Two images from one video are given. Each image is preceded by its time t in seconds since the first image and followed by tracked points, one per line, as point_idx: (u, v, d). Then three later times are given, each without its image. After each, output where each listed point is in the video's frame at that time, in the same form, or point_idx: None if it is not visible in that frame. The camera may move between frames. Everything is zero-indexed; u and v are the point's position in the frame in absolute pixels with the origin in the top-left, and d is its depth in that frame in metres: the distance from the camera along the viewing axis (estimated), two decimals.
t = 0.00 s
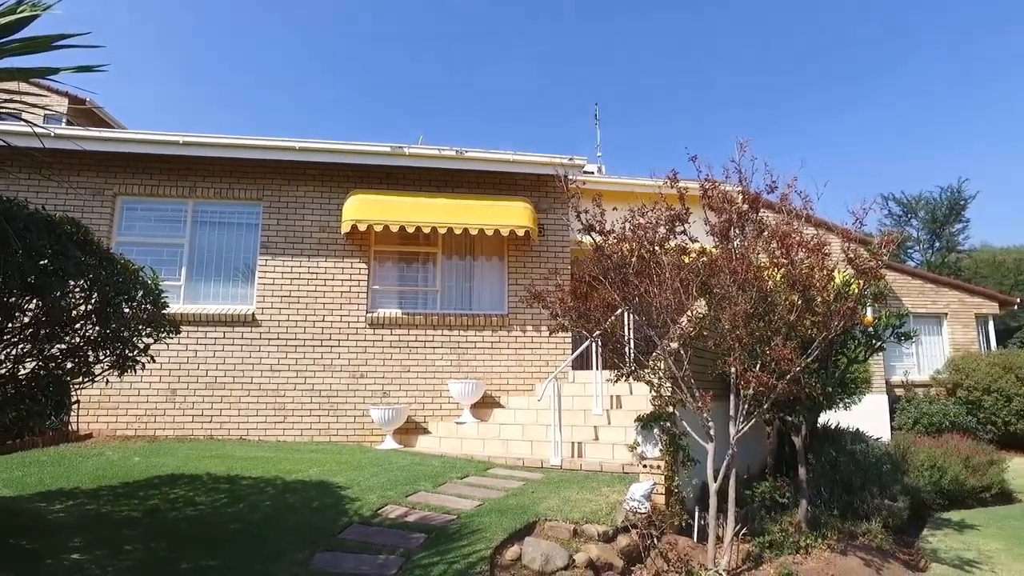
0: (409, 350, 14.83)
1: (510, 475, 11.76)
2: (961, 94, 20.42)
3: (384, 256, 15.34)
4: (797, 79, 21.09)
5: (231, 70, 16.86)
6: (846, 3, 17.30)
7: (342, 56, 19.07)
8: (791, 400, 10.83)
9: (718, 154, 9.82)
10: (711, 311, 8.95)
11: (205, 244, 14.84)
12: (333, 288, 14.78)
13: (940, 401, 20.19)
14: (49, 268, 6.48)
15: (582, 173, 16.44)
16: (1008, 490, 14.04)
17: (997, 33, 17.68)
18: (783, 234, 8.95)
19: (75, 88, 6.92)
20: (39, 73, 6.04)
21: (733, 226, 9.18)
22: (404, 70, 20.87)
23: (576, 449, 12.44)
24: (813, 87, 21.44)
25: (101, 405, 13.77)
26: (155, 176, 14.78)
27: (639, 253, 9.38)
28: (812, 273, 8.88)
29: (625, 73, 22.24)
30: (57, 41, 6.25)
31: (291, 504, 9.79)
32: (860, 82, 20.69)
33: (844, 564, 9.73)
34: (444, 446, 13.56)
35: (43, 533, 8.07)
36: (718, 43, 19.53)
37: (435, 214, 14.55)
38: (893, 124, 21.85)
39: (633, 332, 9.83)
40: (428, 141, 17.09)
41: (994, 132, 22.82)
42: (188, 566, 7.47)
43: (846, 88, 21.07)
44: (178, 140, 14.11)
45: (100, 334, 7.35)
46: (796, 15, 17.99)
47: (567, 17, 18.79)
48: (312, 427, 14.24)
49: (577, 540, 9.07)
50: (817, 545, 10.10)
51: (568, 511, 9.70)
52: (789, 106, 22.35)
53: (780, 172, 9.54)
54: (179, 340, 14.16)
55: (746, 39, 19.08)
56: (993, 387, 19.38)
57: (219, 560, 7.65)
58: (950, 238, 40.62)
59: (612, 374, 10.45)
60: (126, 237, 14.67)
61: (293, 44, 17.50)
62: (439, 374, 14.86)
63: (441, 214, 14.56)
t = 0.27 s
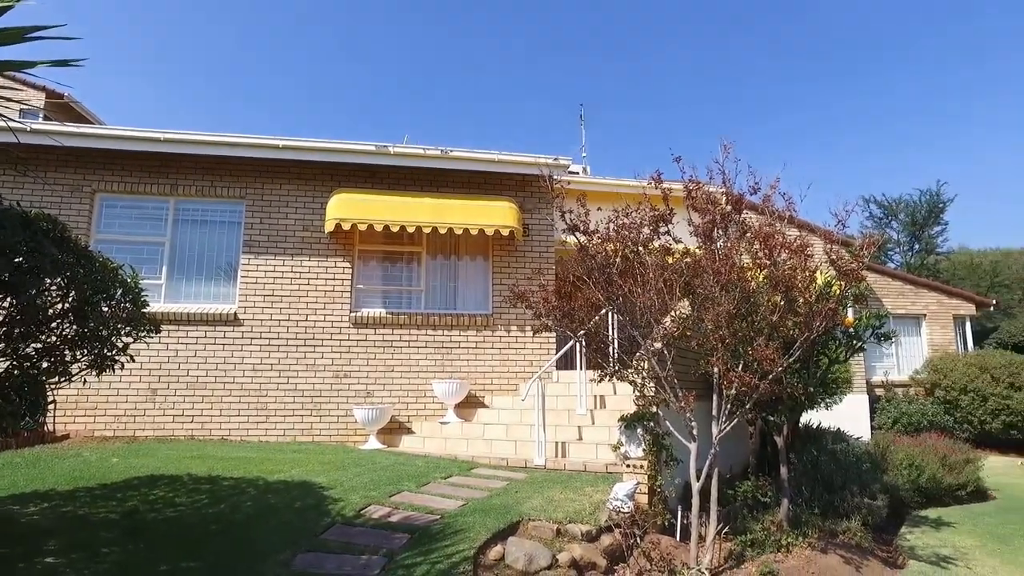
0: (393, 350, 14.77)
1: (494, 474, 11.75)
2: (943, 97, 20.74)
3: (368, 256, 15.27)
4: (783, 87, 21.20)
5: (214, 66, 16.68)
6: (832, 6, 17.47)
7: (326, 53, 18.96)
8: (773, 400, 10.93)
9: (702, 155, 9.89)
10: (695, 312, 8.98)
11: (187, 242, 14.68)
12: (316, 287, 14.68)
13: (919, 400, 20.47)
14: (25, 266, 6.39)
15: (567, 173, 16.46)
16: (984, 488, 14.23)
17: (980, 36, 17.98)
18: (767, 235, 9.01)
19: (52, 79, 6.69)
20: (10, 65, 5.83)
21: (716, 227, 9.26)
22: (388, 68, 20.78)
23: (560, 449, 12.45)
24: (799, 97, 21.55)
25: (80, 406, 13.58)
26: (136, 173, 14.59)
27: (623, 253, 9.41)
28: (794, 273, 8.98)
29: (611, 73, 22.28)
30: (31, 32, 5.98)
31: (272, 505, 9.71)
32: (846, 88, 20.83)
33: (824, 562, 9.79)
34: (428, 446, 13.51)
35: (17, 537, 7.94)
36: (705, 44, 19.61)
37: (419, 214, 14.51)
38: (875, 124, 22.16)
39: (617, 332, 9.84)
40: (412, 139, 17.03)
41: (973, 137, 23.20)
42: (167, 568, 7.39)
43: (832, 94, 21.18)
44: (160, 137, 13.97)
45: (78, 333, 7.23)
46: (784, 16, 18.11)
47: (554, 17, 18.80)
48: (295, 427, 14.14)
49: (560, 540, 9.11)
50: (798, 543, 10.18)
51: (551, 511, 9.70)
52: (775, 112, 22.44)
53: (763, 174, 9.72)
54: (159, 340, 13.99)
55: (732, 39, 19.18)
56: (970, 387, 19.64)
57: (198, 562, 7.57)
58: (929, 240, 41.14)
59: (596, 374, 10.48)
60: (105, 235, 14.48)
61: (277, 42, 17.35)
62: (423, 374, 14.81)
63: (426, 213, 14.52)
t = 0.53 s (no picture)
0: (378, 349, 14.72)
1: (478, 474, 11.75)
2: (921, 100, 21.12)
3: (353, 255, 15.20)
4: (766, 90, 21.40)
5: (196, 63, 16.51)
6: (815, 8, 17.68)
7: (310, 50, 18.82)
8: (756, 400, 11.05)
9: (686, 156, 9.94)
10: (678, 312, 9.05)
11: (168, 240, 14.52)
12: (301, 286, 14.59)
13: (898, 400, 20.81)
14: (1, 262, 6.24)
15: (552, 173, 16.50)
16: (961, 486, 14.47)
17: (958, 41, 18.33)
18: (750, 236, 9.11)
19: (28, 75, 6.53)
20: None
21: (700, 227, 9.32)
22: (372, 66, 20.68)
23: (544, 448, 12.48)
24: (782, 99, 21.78)
25: (58, 406, 13.38)
26: (116, 169, 14.40)
27: (607, 253, 9.47)
28: (776, 274, 9.09)
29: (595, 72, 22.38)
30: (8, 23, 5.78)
31: (255, 505, 9.64)
32: (827, 92, 21.12)
33: (805, 560, 9.88)
34: (412, 446, 13.49)
35: None
36: (689, 45, 19.75)
37: (404, 213, 14.47)
38: (855, 124, 22.50)
39: (602, 331, 9.88)
40: (397, 138, 16.97)
41: (950, 138, 23.62)
42: (146, 569, 7.32)
43: (814, 99, 21.46)
44: (141, 133, 13.81)
45: (55, 332, 7.14)
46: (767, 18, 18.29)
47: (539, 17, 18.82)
48: (278, 427, 14.04)
49: (544, 539, 9.13)
50: (780, 542, 10.28)
51: (535, 511, 9.73)
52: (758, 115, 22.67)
53: (747, 175, 9.75)
54: (140, 339, 13.83)
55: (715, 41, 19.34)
56: (948, 387, 19.93)
57: (179, 563, 7.51)
58: (910, 242, 41.60)
59: (580, 373, 10.53)
60: (85, 232, 14.28)
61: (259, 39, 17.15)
62: (408, 373, 14.78)
63: (411, 213, 14.48)
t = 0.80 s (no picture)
0: (365, 349, 14.68)
1: (465, 474, 11.75)
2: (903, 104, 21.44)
3: (339, 255, 15.15)
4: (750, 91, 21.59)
5: (180, 60, 16.36)
6: (799, 10, 17.84)
7: (295, 48, 18.71)
8: (740, 400, 11.15)
9: (672, 158, 10.01)
10: (664, 312, 9.12)
11: (153, 239, 14.39)
12: (287, 285, 14.52)
13: (881, 401, 20.91)
14: None
15: (539, 174, 16.53)
16: (941, 485, 14.69)
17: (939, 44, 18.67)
18: (734, 238, 9.20)
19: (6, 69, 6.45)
20: None
21: (685, 228, 9.39)
22: (358, 64, 20.59)
23: (530, 448, 12.52)
24: (767, 101, 22.01)
25: (38, 406, 13.21)
26: (99, 167, 14.23)
27: (594, 253, 9.50)
28: (760, 276, 9.20)
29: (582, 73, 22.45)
30: None
31: (239, 505, 9.59)
32: (812, 94, 21.38)
33: (789, 558, 9.98)
34: (398, 446, 13.47)
35: None
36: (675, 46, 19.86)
37: (391, 212, 14.44)
38: (839, 127, 22.76)
39: (588, 332, 9.93)
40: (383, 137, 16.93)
41: (931, 143, 23.94)
42: (128, 571, 7.26)
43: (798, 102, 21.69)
44: (124, 131, 13.66)
45: (34, 331, 7.03)
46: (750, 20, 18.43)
47: (526, 17, 18.84)
48: (263, 426, 13.96)
49: (530, 539, 9.14)
50: (764, 541, 10.37)
51: (521, 510, 9.76)
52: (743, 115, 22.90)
53: (733, 177, 9.80)
54: (123, 338, 13.69)
55: (702, 42, 19.50)
56: (930, 387, 20.24)
57: (162, 564, 7.45)
58: (893, 244, 41.95)
59: (566, 373, 10.58)
60: (67, 230, 14.10)
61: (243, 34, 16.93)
62: (394, 373, 14.75)
63: (397, 212, 14.46)
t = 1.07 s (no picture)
0: (349, 348, 14.62)
1: (450, 473, 11.75)
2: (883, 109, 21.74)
3: (323, 253, 15.07)
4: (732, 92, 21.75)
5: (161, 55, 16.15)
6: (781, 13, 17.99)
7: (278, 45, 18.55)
8: (723, 400, 11.25)
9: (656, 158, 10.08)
10: (647, 312, 9.17)
11: (134, 237, 14.22)
12: (270, 284, 14.41)
13: (861, 399, 21.55)
14: None
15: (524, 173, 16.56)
16: (920, 482, 14.92)
17: (918, 52, 18.93)
18: (718, 238, 9.28)
19: None
20: None
21: (669, 228, 9.47)
22: (341, 61, 20.46)
23: (515, 447, 12.55)
24: (749, 102, 22.24)
25: (15, 406, 12.99)
26: (79, 163, 14.01)
27: (578, 253, 9.50)
28: (743, 276, 9.28)
29: (566, 71, 22.49)
30: None
31: (221, 505, 9.52)
32: (793, 95, 21.63)
33: (770, 556, 10.08)
34: (382, 445, 13.43)
35: None
36: (658, 45, 20.00)
37: (375, 211, 14.38)
38: (819, 128, 23.05)
39: (572, 331, 9.96)
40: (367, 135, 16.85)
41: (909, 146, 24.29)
42: (107, 572, 7.18)
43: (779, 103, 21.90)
44: (104, 127, 13.47)
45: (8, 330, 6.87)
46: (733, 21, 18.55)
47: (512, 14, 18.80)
48: (246, 426, 13.85)
49: (513, 538, 9.15)
50: (746, 539, 10.46)
51: (505, 509, 9.79)
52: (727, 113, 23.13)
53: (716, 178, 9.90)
54: (102, 337, 13.50)
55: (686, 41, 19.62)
56: (909, 387, 20.52)
57: (141, 566, 7.38)
58: (874, 245, 42.25)
59: (551, 372, 10.61)
60: (45, 227, 13.87)
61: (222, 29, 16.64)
62: (379, 372, 14.71)
63: (382, 212, 14.40)
